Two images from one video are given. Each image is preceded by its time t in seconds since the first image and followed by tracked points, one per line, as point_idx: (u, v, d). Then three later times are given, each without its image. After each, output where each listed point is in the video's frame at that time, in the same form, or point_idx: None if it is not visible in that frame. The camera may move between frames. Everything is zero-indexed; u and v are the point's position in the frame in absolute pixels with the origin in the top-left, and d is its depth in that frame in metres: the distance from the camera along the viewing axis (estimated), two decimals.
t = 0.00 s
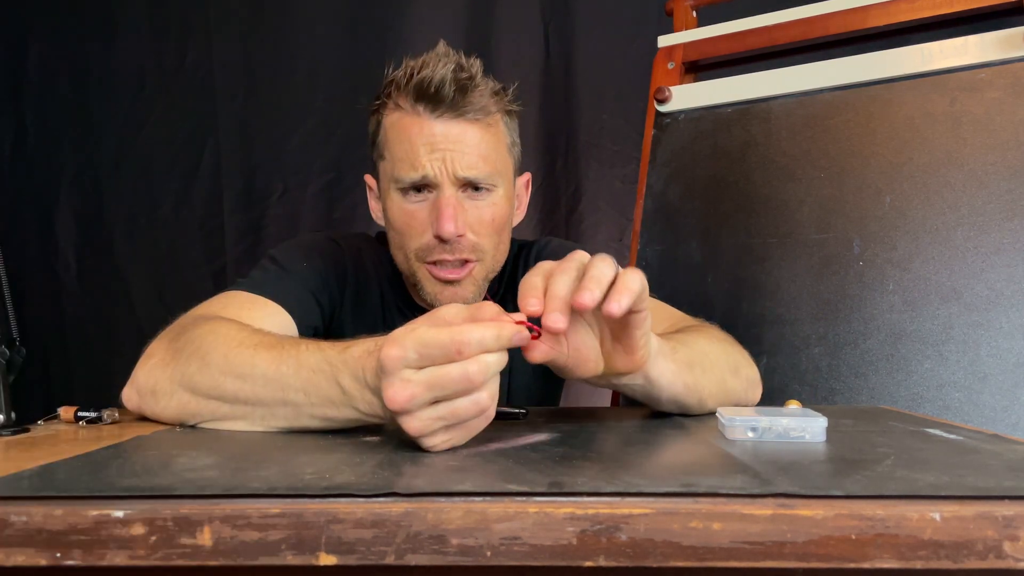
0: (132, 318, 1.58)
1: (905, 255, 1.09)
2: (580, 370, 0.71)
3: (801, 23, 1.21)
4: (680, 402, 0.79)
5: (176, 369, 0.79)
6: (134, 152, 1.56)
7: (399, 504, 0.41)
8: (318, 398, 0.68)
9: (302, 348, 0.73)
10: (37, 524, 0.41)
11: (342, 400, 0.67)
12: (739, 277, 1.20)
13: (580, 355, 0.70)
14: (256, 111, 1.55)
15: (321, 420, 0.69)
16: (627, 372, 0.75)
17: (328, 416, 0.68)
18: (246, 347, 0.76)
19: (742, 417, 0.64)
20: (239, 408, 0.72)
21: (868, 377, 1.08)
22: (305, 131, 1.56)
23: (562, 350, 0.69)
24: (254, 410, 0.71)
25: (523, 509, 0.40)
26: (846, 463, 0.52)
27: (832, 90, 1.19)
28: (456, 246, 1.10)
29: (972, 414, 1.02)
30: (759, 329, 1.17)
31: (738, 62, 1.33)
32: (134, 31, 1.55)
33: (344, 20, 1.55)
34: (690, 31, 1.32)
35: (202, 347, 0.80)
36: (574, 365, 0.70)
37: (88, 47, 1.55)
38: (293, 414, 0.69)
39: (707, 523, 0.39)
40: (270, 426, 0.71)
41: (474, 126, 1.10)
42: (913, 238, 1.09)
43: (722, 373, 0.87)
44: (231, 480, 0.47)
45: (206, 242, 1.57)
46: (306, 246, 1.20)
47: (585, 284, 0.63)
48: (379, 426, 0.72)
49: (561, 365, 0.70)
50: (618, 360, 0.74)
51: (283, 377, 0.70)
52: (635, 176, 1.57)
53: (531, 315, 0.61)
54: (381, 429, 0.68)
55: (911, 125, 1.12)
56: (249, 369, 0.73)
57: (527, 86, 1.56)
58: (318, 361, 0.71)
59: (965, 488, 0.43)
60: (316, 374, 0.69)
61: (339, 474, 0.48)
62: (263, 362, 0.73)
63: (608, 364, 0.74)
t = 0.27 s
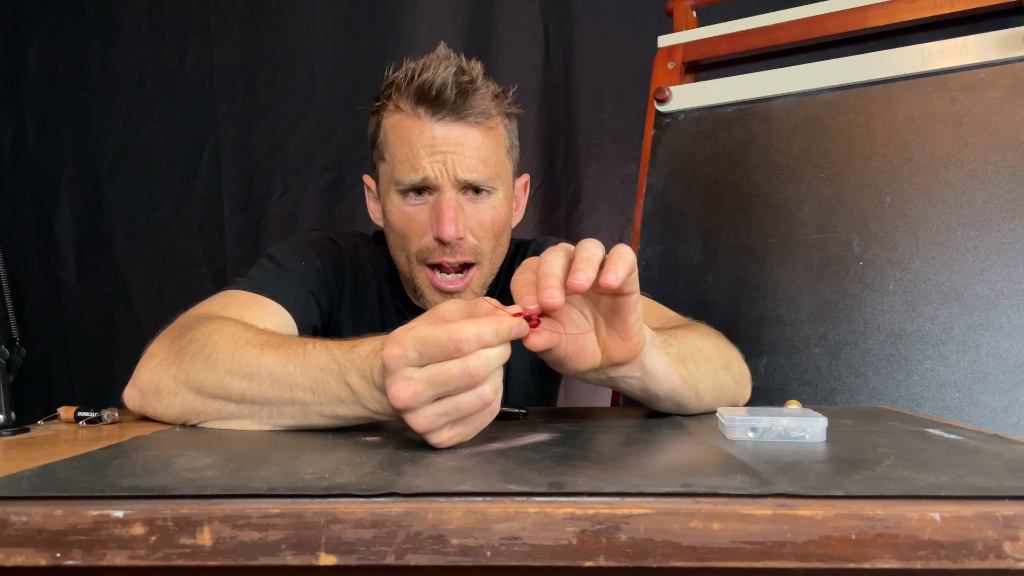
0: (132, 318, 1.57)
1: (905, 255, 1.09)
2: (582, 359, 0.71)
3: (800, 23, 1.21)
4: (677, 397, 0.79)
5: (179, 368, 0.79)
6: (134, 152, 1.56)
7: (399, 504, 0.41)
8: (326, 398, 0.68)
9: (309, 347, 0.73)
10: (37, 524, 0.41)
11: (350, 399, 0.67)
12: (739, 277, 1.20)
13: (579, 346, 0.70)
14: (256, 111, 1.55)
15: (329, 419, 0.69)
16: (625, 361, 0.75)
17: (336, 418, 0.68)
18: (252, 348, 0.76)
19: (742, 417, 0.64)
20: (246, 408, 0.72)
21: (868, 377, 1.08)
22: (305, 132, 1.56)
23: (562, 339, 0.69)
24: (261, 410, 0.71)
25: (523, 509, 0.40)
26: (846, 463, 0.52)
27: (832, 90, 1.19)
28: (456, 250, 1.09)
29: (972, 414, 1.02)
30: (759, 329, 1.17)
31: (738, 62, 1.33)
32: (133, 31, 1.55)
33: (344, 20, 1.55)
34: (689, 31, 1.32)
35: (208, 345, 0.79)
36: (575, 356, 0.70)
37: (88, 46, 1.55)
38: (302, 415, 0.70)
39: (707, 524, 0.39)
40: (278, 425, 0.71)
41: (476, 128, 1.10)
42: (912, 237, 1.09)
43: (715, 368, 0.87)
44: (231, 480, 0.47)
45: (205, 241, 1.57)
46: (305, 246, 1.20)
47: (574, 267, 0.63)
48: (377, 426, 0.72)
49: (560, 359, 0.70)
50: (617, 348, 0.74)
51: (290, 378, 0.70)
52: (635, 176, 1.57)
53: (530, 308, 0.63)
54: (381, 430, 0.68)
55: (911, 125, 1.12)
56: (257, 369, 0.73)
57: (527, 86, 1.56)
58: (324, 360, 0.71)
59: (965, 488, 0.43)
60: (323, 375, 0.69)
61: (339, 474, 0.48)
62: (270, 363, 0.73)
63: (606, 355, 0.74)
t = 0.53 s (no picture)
0: (132, 318, 1.57)
1: (905, 255, 1.09)
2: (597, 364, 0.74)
3: (800, 23, 1.21)
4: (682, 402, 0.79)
5: (176, 366, 0.80)
6: (134, 152, 1.55)
7: (399, 504, 0.41)
8: (314, 400, 0.68)
9: (302, 350, 0.73)
10: (37, 524, 0.41)
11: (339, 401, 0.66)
12: (739, 277, 1.20)
13: (595, 351, 0.72)
14: (256, 111, 1.55)
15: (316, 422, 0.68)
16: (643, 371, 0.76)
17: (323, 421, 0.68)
18: (247, 348, 0.76)
19: (742, 418, 0.64)
20: (237, 409, 0.71)
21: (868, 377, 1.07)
22: (305, 132, 1.56)
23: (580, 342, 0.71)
24: (252, 409, 0.71)
25: (522, 509, 0.40)
26: (845, 463, 0.52)
27: (832, 90, 1.19)
28: (456, 253, 1.09)
29: (972, 414, 1.02)
30: (759, 329, 1.17)
31: (738, 62, 1.33)
32: (133, 31, 1.54)
33: (344, 19, 1.55)
34: (689, 31, 1.32)
35: (206, 345, 0.80)
36: (590, 360, 0.73)
37: (88, 46, 1.54)
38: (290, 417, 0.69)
39: (707, 524, 0.39)
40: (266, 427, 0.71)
41: (477, 132, 1.10)
42: (912, 237, 1.08)
43: (721, 371, 0.87)
44: (231, 480, 0.47)
45: (205, 241, 1.57)
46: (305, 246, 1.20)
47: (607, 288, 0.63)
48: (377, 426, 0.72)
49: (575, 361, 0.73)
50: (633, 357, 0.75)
51: (282, 379, 0.71)
52: (636, 176, 1.57)
53: (549, 314, 0.61)
54: (381, 430, 0.69)
55: (910, 125, 1.12)
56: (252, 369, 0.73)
57: (527, 86, 1.56)
58: (317, 362, 0.71)
59: (964, 488, 0.43)
60: (316, 377, 0.69)
61: (339, 474, 0.48)
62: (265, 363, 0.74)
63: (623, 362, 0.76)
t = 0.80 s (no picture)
0: (132, 318, 1.57)
1: (906, 255, 1.09)
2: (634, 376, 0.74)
3: (801, 23, 1.21)
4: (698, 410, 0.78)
5: (155, 369, 0.81)
6: (134, 152, 1.56)
7: (399, 503, 0.41)
8: (247, 401, 0.65)
9: (253, 353, 0.71)
10: (37, 524, 0.41)
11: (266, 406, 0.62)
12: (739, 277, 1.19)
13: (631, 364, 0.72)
14: (256, 110, 1.55)
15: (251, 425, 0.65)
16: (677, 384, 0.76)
17: (256, 425, 0.64)
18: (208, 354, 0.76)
19: (742, 418, 0.64)
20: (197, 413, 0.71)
21: (868, 378, 1.07)
22: (305, 132, 1.56)
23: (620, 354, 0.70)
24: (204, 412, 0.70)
25: (522, 509, 0.40)
26: (845, 463, 0.52)
27: (832, 90, 1.19)
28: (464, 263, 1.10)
29: (972, 414, 1.02)
30: (760, 329, 1.17)
31: (738, 62, 1.33)
32: (133, 30, 1.54)
33: (344, 19, 1.55)
34: (690, 31, 1.32)
35: (182, 349, 0.80)
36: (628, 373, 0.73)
37: (88, 46, 1.54)
38: (228, 420, 0.67)
39: (707, 524, 0.39)
40: (218, 430, 0.69)
41: (486, 143, 1.09)
42: (913, 238, 1.08)
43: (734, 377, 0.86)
44: (231, 480, 0.47)
45: (205, 241, 1.58)
46: (307, 246, 1.20)
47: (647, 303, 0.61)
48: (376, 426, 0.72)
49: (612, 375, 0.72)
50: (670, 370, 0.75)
51: (226, 382, 0.69)
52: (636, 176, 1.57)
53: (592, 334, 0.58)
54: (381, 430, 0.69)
55: (910, 125, 1.12)
56: (206, 373, 0.72)
57: (527, 85, 1.56)
58: (264, 364, 0.68)
59: (964, 488, 0.43)
60: (255, 378, 0.67)
61: (339, 474, 0.48)
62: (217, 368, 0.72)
63: (657, 374, 0.76)
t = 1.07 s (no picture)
0: (131, 318, 1.57)
1: (906, 256, 1.09)
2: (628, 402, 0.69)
3: (801, 23, 1.21)
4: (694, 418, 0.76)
5: (156, 366, 0.82)
6: (134, 152, 1.56)
7: (399, 504, 0.41)
8: (241, 401, 0.65)
9: (260, 363, 0.73)
10: (37, 524, 0.41)
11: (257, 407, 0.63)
12: (739, 277, 1.19)
13: (626, 391, 0.68)
14: (256, 111, 1.55)
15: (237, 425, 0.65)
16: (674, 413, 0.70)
17: (242, 426, 0.64)
18: (213, 357, 0.77)
19: (742, 418, 0.64)
20: (189, 411, 0.71)
21: (868, 378, 1.07)
22: (305, 132, 1.56)
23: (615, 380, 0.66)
24: (196, 411, 0.70)
25: (522, 509, 0.40)
26: (845, 463, 0.52)
27: (832, 90, 1.19)
28: (467, 271, 1.10)
29: (972, 414, 1.02)
30: (760, 329, 1.17)
31: (737, 62, 1.33)
32: (133, 30, 1.54)
33: (344, 20, 1.55)
34: (690, 31, 1.32)
35: (186, 350, 0.82)
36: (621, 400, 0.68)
37: (87, 46, 1.54)
38: (217, 419, 0.67)
39: (707, 524, 0.39)
40: (203, 430, 0.69)
41: (491, 153, 1.08)
42: (913, 238, 1.08)
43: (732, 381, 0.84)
44: (231, 480, 0.47)
45: (205, 241, 1.57)
46: (307, 246, 1.20)
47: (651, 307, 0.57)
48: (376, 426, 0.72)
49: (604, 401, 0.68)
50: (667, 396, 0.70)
51: (226, 384, 0.70)
52: (636, 176, 1.57)
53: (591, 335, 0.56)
54: (380, 430, 0.69)
55: (911, 125, 1.12)
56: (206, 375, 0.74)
57: (527, 86, 1.56)
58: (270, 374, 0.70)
59: (965, 488, 0.43)
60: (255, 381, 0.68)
61: (339, 474, 0.48)
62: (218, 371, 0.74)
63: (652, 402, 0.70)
